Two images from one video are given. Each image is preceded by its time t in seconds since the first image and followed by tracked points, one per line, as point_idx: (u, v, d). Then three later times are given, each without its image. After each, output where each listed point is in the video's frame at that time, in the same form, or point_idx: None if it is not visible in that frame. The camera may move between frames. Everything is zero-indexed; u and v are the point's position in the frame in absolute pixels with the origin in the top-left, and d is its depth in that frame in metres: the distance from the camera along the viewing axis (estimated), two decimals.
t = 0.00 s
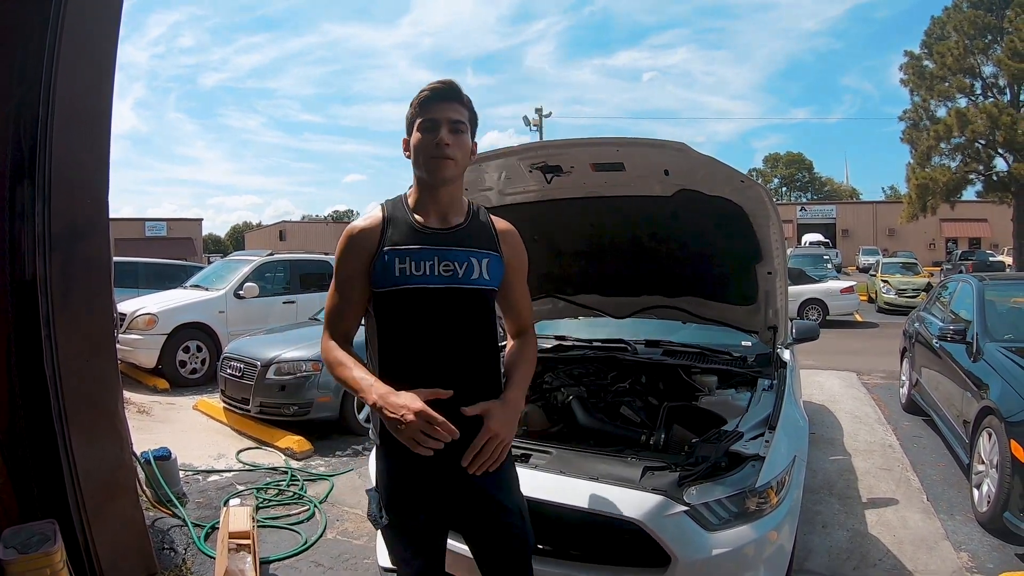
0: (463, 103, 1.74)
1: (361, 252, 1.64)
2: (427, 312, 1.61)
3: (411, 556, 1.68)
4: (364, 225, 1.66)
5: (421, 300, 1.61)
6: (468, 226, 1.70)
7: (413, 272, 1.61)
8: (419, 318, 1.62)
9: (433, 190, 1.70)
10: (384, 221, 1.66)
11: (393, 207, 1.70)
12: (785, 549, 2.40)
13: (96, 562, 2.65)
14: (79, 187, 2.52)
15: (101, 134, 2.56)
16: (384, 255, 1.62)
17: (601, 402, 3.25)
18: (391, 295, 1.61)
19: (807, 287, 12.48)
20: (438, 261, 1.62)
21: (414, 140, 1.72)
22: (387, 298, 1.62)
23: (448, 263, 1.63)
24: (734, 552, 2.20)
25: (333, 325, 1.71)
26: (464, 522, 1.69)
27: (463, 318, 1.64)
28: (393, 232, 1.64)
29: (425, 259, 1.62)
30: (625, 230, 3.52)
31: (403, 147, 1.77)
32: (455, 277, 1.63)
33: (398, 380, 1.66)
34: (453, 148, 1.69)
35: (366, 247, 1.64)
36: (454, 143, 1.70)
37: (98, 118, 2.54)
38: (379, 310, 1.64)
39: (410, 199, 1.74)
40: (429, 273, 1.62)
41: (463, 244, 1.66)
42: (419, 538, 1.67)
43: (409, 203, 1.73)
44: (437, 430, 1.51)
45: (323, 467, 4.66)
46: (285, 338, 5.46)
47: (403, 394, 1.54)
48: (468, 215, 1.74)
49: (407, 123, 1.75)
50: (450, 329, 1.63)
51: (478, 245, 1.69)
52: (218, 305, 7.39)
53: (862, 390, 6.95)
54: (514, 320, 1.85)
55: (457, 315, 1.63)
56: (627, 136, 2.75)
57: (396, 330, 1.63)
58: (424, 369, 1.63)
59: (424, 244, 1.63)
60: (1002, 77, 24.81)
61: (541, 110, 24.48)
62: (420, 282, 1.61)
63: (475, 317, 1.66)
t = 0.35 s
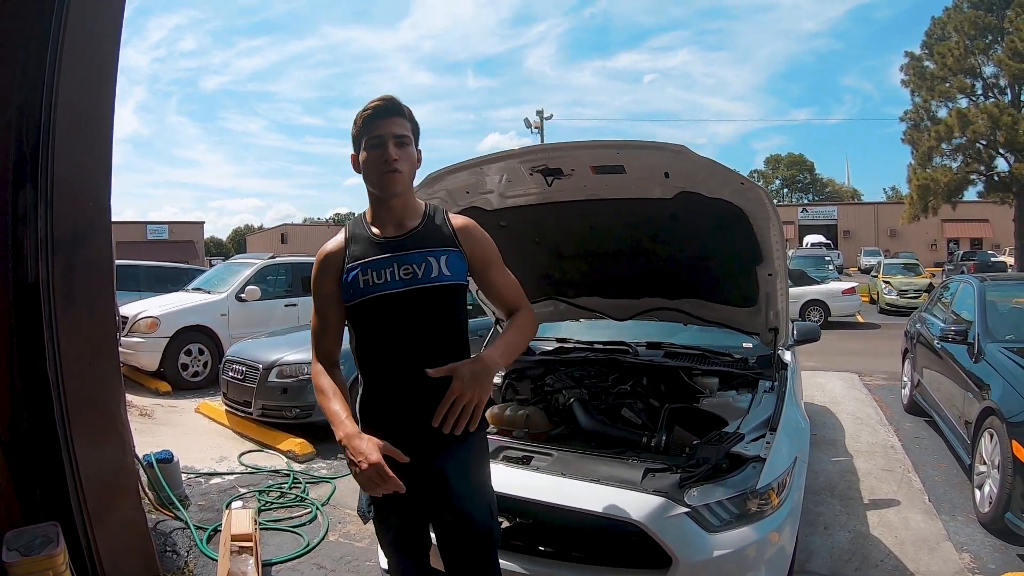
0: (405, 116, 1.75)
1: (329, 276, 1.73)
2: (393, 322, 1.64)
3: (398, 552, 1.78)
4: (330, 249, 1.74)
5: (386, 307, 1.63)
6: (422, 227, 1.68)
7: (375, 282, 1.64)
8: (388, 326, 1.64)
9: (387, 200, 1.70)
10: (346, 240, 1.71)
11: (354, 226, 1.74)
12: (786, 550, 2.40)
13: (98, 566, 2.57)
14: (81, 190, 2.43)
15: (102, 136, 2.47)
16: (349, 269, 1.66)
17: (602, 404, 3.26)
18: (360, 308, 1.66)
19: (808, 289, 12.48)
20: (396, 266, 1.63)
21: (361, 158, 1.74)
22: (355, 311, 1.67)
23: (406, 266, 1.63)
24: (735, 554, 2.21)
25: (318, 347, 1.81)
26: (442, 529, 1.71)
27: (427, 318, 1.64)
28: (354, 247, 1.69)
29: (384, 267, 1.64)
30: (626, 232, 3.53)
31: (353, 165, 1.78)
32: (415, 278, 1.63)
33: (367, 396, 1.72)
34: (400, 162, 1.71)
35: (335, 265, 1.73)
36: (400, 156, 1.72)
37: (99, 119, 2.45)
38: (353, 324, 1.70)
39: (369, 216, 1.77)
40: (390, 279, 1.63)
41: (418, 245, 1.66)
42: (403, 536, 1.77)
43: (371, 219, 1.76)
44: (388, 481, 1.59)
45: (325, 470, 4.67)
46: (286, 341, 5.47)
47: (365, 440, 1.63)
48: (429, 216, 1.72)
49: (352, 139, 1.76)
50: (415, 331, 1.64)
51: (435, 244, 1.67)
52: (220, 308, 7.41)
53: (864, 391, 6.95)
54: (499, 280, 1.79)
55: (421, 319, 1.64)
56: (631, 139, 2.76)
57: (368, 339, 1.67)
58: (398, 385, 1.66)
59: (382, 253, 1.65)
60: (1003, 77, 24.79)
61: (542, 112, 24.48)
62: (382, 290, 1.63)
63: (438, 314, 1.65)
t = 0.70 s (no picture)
0: (384, 122, 1.75)
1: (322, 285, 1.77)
2: (383, 326, 1.65)
3: (386, 552, 1.78)
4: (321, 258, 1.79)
5: (373, 311, 1.65)
6: (407, 231, 1.69)
7: (363, 288, 1.66)
8: (377, 330, 1.66)
9: (370, 208, 1.71)
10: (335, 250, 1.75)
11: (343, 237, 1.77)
12: (787, 551, 2.41)
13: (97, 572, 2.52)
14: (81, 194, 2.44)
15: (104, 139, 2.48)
16: (340, 274, 1.69)
17: (603, 406, 3.27)
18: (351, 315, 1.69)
19: (809, 291, 12.47)
20: (382, 270, 1.65)
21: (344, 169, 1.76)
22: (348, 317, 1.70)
23: (392, 271, 1.65)
24: (736, 555, 2.21)
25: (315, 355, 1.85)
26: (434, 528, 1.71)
27: (414, 320, 1.64)
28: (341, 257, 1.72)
29: (372, 271, 1.66)
30: (626, 234, 3.54)
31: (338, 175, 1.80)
32: (400, 282, 1.64)
33: (357, 397, 1.76)
34: (381, 170, 1.72)
35: (327, 274, 1.77)
36: (381, 164, 1.72)
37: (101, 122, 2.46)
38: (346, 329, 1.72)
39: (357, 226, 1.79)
40: (377, 283, 1.65)
41: (403, 248, 1.66)
42: (392, 536, 1.77)
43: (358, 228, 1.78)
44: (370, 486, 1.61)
45: (326, 473, 4.68)
46: (288, 344, 5.48)
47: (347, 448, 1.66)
48: (412, 220, 1.73)
49: (336, 150, 1.77)
50: (403, 333, 1.65)
51: (420, 245, 1.68)
52: (221, 311, 7.42)
53: (865, 393, 6.94)
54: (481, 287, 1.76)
55: (412, 323, 1.64)
56: (631, 142, 2.77)
57: (360, 343, 1.69)
58: (391, 382, 1.68)
59: (369, 258, 1.67)
60: (1004, 78, 24.79)
61: (543, 114, 24.52)
62: (371, 295, 1.65)
63: (425, 317, 1.65)
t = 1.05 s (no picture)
0: (397, 123, 1.75)
1: (320, 285, 1.76)
2: (382, 330, 1.65)
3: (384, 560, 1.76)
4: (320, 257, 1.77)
5: (372, 314, 1.65)
6: (411, 233, 1.69)
7: (362, 289, 1.65)
8: (377, 333, 1.65)
9: (374, 209, 1.71)
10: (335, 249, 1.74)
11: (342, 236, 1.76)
12: (786, 553, 2.41)
13: None
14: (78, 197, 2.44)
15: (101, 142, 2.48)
16: (339, 275, 1.68)
17: (601, 409, 3.27)
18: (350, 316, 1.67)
19: (807, 292, 12.49)
20: (383, 273, 1.64)
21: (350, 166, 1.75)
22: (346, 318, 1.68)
23: (392, 274, 1.64)
24: (734, 557, 2.21)
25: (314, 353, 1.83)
26: (434, 531, 1.71)
27: (414, 323, 1.65)
28: (342, 256, 1.70)
29: (372, 273, 1.65)
30: (625, 236, 3.53)
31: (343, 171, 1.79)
32: (402, 285, 1.64)
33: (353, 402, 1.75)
34: (389, 170, 1.71)
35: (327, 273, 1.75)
36: (389, 165, 1.72)
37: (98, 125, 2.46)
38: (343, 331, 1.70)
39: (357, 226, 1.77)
40: (376, 286, 1.64)
41: (406, 251, 1.66)
42: (390, 543, 1.76)
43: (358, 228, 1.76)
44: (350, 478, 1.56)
45: (325, 475, 4.68)
46: (287, 346, 5.48)
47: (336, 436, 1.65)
48: (412, 222, 1.73)
49: (342, 147, 1.76)
50: (404, 335, 1.65)
51: (423, 249, 1.68)
52: (220, 313, 7.42)
53: (864, 394, 6.95)
54: (475, 332, 1.77)
55: (411, 326, 1.65)
56: (627, 143, 2.77)
57: (355, 345, 1.69)
58: (388, 387, 1.68)
59: (371, 260, 1.66)
60: (1002, 80, 24.84)
61: (542, 116, 24.54)
62: (370, 297, 1.64)
63: (426, 320, 1.66)
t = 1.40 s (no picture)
0: (439, 122, 1.75)
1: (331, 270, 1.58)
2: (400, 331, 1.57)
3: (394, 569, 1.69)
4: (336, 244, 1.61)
5: (390, 318, 1.56)
6: (433, 240, 1.66)
7: (383, 290, 1.56)
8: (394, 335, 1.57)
9: (404, 206, 1.68)
10: (355, 240, 1.62)
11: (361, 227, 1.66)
12: (785, 555, 2.40)
13: None
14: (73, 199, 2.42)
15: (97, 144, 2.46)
16: (355, 273, 1.57)
17: (600, 411, 3.26)
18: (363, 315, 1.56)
19: (806, 292, 12.50)
20: (408, 275, 1.58)
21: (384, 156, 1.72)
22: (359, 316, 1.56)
23: (417, 277, 1.59)
24: (734, 559, 2.20)
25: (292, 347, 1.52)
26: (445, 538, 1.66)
27: (432, 330, 1.60)
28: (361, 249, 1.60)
29: (395, 274, 1.58)
30: (623, 236, 3.52)
31: (373, 162, 1.75)
32: (425, 291, 1.59)
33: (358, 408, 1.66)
34: (425, 169, 1.69)
35: (339, 266, 1.59)
36: (426, 164, 1.70)
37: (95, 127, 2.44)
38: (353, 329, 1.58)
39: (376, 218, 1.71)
40: (399, 288, 1.57)
41: (431, 257, 1.63)
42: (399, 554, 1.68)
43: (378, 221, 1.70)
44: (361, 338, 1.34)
45: (324, 477, 4.67)
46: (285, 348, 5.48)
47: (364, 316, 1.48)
48: (434, 228, 1.71)
49: (379, 136, 1.73)
50: (419, 342, 1.59)
51: (445, 257, 1.66)
52: (219, 315, 7.41)
53: (863, 394, 6.94)
54: (488, 346, 1.84)
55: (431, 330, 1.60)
56: (624, 145, 2.77)
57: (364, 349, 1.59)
58: (393, 394, 1.61)
59: (397, 260, 1.59)
60: (1000, 79, 24.88)
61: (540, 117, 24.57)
62: (390, 298, 1.56)
63: (443, 328, 1.62)
